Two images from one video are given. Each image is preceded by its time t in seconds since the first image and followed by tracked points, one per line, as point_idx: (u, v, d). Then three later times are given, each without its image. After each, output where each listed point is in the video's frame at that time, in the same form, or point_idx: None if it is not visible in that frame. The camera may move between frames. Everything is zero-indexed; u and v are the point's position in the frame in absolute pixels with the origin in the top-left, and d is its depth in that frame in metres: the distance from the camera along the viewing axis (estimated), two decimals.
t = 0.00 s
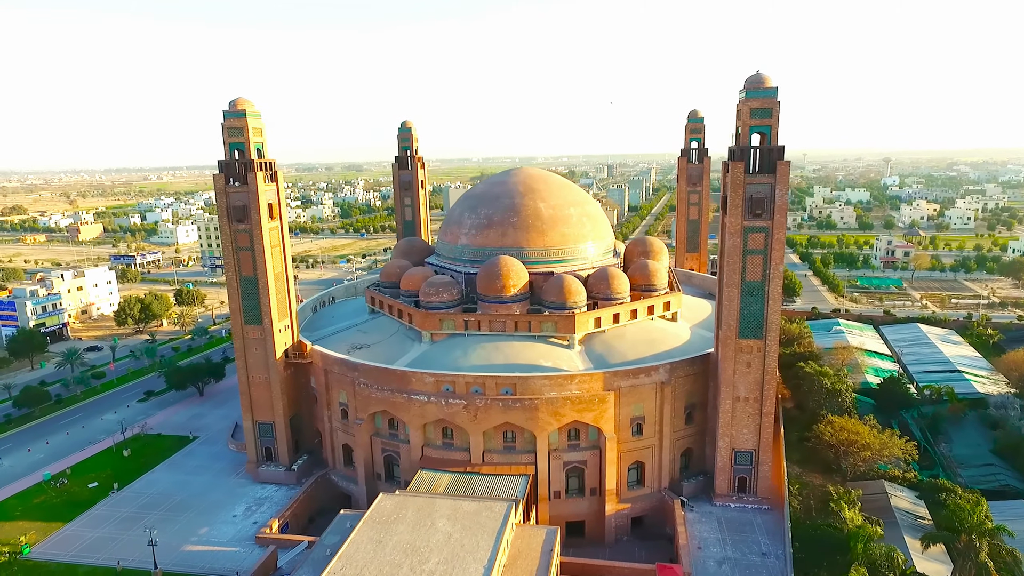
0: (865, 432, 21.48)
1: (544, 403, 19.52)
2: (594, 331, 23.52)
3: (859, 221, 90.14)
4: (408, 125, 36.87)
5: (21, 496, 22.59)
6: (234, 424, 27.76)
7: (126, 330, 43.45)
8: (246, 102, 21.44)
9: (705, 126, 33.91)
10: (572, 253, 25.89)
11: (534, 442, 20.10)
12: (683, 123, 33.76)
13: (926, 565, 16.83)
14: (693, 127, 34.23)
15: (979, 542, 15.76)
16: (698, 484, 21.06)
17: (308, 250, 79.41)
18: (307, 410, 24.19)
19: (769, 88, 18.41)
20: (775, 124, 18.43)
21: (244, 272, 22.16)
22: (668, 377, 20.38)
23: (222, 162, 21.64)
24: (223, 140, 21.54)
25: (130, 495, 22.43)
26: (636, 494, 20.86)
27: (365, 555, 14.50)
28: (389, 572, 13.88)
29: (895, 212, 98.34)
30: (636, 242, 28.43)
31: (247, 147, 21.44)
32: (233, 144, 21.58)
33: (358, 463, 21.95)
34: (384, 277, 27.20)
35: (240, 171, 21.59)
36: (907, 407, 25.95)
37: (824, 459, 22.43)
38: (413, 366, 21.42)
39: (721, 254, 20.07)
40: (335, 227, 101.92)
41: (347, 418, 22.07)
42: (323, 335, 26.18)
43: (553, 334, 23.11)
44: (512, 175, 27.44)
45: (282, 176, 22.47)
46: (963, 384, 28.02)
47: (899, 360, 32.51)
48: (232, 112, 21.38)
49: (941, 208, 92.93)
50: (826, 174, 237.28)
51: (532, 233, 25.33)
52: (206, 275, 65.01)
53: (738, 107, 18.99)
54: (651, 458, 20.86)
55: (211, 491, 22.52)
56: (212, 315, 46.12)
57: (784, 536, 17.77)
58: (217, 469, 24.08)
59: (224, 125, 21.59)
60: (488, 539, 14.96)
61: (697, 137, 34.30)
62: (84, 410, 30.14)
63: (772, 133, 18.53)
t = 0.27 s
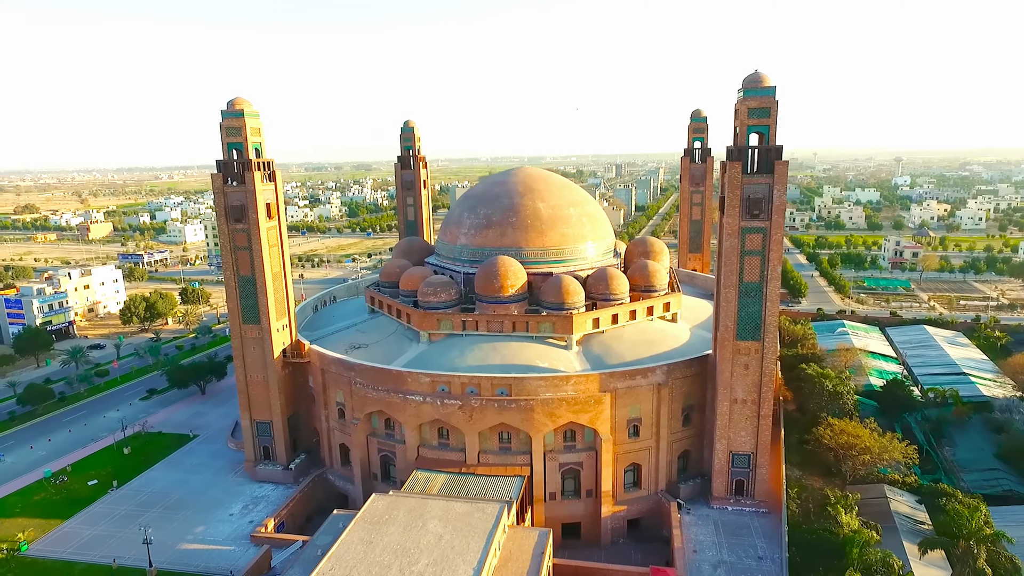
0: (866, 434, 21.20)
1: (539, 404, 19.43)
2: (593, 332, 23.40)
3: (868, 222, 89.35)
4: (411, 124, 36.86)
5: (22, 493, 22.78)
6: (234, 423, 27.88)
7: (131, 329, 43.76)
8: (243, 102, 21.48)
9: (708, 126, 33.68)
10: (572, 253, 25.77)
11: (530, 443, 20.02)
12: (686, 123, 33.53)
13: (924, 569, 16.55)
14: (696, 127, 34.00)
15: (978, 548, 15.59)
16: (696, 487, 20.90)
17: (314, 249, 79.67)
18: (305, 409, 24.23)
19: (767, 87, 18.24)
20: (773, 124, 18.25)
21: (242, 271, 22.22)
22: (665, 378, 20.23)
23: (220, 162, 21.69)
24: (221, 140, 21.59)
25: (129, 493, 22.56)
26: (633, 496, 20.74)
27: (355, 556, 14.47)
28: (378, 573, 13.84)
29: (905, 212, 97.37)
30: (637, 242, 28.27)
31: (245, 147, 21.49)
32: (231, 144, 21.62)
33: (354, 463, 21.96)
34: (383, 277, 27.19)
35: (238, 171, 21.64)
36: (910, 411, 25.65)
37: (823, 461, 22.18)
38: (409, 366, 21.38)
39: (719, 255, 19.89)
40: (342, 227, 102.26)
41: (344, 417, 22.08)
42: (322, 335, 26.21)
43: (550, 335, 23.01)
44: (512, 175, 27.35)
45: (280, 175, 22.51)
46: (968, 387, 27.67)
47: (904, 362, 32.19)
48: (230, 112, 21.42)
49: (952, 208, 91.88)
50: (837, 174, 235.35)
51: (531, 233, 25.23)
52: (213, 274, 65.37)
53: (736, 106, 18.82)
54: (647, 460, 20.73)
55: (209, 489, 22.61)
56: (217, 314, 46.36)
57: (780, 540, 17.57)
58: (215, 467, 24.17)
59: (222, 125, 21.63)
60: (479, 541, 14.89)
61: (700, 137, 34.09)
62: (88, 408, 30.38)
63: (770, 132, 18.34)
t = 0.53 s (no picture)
0: (865, 436, 20.98)
1: (535, 405, 19.35)
2: (591, 333, 23.29)
3: (876, 222, 88.65)
4: (413, 124, 36.84)
5: (22, 491, 22.93)
6: (234, 421, 27.96)
7: (135, 328, 44.00)
8: (241, 102, 21.51)
9: (710, 126, 33.47)
10: (571, 253, 25.66)
11: (526, 444, 19.94)
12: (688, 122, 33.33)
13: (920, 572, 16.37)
14: (698, 127, 33.80)
15: (976, 553, 15.48)
16: (693, 489, 20.76)
17: (319, 249, 79.86)
18: (303, 409, 24.26)
19: (764, 87, 18.08)
20: (771, 123, 18.08)
21: (240, 271, 22.28)
22: (662, 380, 20.09)
23: (218, 162, 21.74)
24: (220, 139, 21.63)
25: (128, 491, 22.66)
26: (630, 498, 20.63)
27: (346, 556, 14.44)
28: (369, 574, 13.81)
29: (914, 213, 96.50)
30: (637, 242, 28.12)
31: (243, 147, 21.53)
32: (229, 144, 21.67)
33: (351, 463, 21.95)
34: (382, 276, 27.18)
35: (235, 171, 21.68)
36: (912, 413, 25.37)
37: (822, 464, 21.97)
38: (406, 366, 21.35)
39: (717, 255, 19.74)
40: (348, 226, 102.48)
41: (341, 417, 22.08)
42: (321, 334, 26.23)
43: (548, 335, 22.91)
44: (511, 175, 27.28)
45: (278, 175, 22.55)
46: (972, 390, 27.35)
47: (908, 364, 31.88)
48: (228, 112, 21.45)
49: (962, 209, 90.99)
50: (846, 174, 233.69)
51: (530, 233, 25.15)
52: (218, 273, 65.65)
53: (733, 106, 18.66)
54: (644, 462, 20.60)
55: (207, 488, 22.68)
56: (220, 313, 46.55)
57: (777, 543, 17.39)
58: (214, 466, 24.24)
59: (220, 125, 21.67)
60: (471, 542, 14.83)
61: (703, 137, 33.90)
62: (90, 406, 30.57)
63: (768, 132, 18.17)
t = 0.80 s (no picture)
0: (866, 439, 20.75)
1: (531, 406, 19.27)
2: (589, 333, 23.17)
3: (885, 222, 87.91)
4: (415, 124, 36.84)
5: (24, 488, 23.09)
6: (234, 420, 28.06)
7: (141, 326, 44.29)
8: (240, 102, 21.54)
9: (713, 125, 33.24)
10: (571, 253, 25.56)
11: (522, 445, 19.86)
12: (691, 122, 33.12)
13: None
14: (701, 126, 33.58)
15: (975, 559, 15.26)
16: (691, 491, 20.61)
17: (326, 248, 80.13)
18: (302, 408, 24.29)
19: (763, 86, 17.90)
20: (770, 123, 17.90)
21: (239, 270, 22.33)
22: (660, 381, 19.95)
23: (217, 162, 21.80)
24: (218, 139, 21.67)
25: (127, 489, 22.77)
26: (627, 499, 20.52)
27: (338, 556, 14.41)
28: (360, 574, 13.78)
29: (923, 213, 95.59)
30: (637, 243, 27.96)
31: (241, 147, 21.57)
32: (228, 143, 21.71)
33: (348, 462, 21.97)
34: (382, 276, 27.18)
35: (234, 170, 21.73)
36: (916, 416, 25.09)
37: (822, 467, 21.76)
38: (404, 366, 21.31)
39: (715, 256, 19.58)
40: (354, 226, 102.78)
41: (339, 417, 22.09)
42: (321, 334, 26.26)
43: (546, 336, 22.82)
44: (512, 175, 27.20)
45: (277, 175, 22.60)
46: (977, 393, 27.02)
47: (913, 366, 31.54)
48: (227, 112, 21.48)
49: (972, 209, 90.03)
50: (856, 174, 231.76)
51: (530, 233, 25.07)
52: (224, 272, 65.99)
53: (731, 105, 18.49)
54: (642, 464, 20.48)
55: (205, 486, 22.75)
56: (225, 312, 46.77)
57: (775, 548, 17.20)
58: (213, 465, 24.32)
59: (219, 125, 21.70)
60: (463, 543, 14.76)
61: (706, 137, 33.69)
62: (93, 404, 30.76)
63: (767, 132, 17.99)
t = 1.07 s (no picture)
0: (867, 443, 20.47)
1: (528, 407, 19.18)
2: (589, 334, 23.04)
3: (896, 223, 86.94)
4: (419, 123, 36.85)
5: (27, 484, 23.32)
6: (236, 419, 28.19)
7: (148, 324, 44.65)
8: (239, 102, 21.59)
9: (718, 125, 32.98)
10: (571, 253, 25.44)
11: (519, 446, 19.77)
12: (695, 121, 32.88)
13: None
14: (706, 126, 33.33)
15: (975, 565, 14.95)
16: (689, 494, 20.44)
17: (333, 247, 80.44)
18: (301, 407, 24.35)
19: (762, 85, 17.69)
20: (769, 123, 17.70)
21: (238, 270, 22.40)
22: (657, 383, 19.79)
23: (217, 161, 21.87)
24: (218, 139, 21.74)
25: (128, 487, 22.93)
26: (624, 502, 20.38)
27: (329, 557, 14.39)
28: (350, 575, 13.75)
29: (936, 214, 94.44)
30: (639, 243, 27.78)
31: (241, 146, 21.62)
32: (227, 143, 21.78)
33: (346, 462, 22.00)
34: (383, 276, 27.19)
35: (233, 170, 21.79)
36: (920, 420, 24.75)
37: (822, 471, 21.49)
38: (401, 366, 21.29)
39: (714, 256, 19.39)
40: (362, 225, 103.11)
41: (337, 416, 22.10)
42: (322, 333, 26.31)
43: (545, 336, 22.71)
44: (513, 175, 27.12)
45: (277, 175, 22.65)
46: (984, 396, 26.63)
47: (920, 369, 31.13)
48: (227, 112, 21.54)
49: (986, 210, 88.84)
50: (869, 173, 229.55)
51: (530, 233, 24.97)
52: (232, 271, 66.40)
53: (731, 105, 18.29)
54: (639, 466, 20.34)
55: (205, 485, 22.86)
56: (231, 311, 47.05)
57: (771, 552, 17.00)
58: (213, 463, 24.44)
59: (218, 124, 21.77)
60: (454, 545, 14.70)
61: (710, 136, 33.43)
62: (97, 402, 31.02)
63: (766, 132, 17.78)
